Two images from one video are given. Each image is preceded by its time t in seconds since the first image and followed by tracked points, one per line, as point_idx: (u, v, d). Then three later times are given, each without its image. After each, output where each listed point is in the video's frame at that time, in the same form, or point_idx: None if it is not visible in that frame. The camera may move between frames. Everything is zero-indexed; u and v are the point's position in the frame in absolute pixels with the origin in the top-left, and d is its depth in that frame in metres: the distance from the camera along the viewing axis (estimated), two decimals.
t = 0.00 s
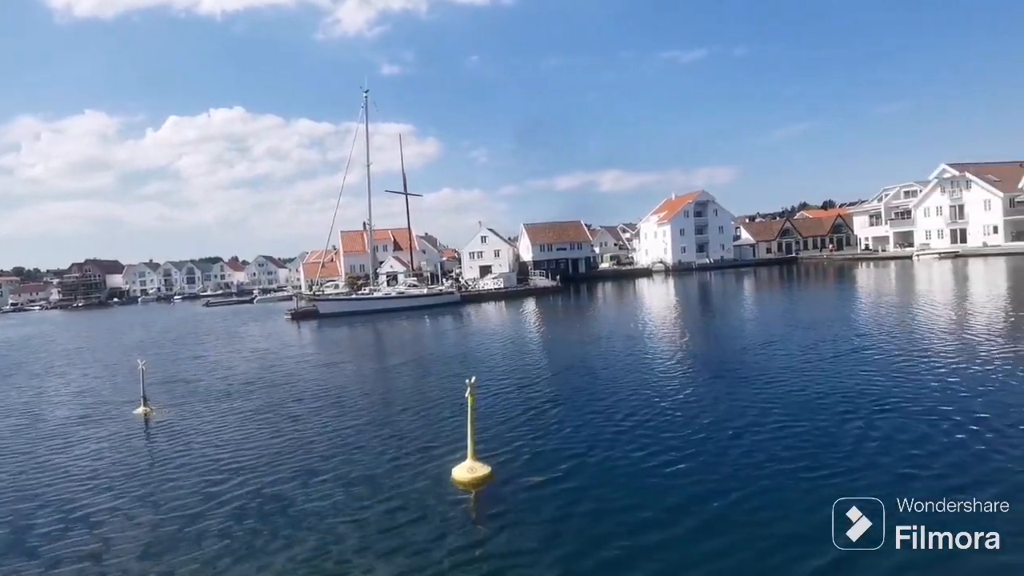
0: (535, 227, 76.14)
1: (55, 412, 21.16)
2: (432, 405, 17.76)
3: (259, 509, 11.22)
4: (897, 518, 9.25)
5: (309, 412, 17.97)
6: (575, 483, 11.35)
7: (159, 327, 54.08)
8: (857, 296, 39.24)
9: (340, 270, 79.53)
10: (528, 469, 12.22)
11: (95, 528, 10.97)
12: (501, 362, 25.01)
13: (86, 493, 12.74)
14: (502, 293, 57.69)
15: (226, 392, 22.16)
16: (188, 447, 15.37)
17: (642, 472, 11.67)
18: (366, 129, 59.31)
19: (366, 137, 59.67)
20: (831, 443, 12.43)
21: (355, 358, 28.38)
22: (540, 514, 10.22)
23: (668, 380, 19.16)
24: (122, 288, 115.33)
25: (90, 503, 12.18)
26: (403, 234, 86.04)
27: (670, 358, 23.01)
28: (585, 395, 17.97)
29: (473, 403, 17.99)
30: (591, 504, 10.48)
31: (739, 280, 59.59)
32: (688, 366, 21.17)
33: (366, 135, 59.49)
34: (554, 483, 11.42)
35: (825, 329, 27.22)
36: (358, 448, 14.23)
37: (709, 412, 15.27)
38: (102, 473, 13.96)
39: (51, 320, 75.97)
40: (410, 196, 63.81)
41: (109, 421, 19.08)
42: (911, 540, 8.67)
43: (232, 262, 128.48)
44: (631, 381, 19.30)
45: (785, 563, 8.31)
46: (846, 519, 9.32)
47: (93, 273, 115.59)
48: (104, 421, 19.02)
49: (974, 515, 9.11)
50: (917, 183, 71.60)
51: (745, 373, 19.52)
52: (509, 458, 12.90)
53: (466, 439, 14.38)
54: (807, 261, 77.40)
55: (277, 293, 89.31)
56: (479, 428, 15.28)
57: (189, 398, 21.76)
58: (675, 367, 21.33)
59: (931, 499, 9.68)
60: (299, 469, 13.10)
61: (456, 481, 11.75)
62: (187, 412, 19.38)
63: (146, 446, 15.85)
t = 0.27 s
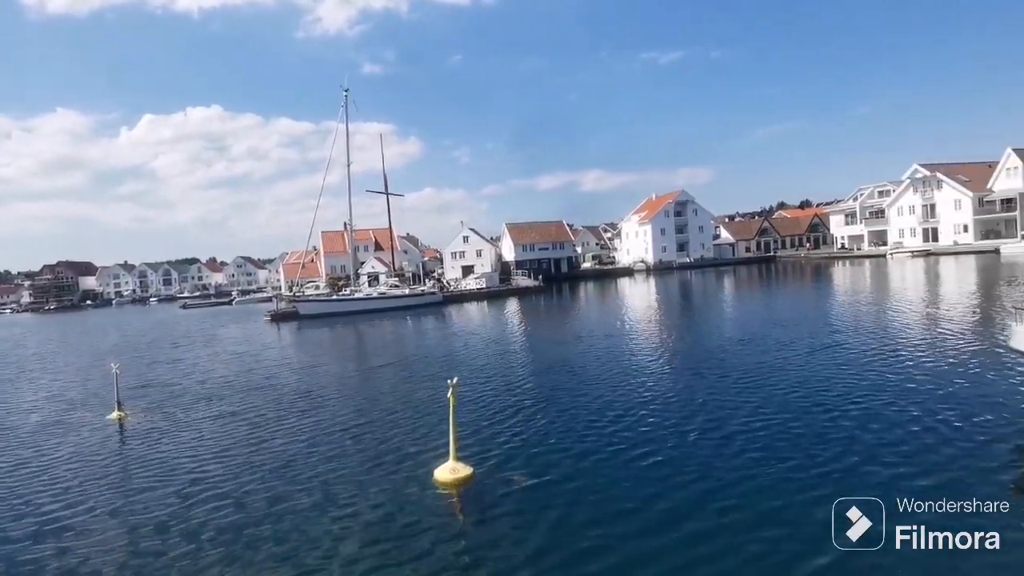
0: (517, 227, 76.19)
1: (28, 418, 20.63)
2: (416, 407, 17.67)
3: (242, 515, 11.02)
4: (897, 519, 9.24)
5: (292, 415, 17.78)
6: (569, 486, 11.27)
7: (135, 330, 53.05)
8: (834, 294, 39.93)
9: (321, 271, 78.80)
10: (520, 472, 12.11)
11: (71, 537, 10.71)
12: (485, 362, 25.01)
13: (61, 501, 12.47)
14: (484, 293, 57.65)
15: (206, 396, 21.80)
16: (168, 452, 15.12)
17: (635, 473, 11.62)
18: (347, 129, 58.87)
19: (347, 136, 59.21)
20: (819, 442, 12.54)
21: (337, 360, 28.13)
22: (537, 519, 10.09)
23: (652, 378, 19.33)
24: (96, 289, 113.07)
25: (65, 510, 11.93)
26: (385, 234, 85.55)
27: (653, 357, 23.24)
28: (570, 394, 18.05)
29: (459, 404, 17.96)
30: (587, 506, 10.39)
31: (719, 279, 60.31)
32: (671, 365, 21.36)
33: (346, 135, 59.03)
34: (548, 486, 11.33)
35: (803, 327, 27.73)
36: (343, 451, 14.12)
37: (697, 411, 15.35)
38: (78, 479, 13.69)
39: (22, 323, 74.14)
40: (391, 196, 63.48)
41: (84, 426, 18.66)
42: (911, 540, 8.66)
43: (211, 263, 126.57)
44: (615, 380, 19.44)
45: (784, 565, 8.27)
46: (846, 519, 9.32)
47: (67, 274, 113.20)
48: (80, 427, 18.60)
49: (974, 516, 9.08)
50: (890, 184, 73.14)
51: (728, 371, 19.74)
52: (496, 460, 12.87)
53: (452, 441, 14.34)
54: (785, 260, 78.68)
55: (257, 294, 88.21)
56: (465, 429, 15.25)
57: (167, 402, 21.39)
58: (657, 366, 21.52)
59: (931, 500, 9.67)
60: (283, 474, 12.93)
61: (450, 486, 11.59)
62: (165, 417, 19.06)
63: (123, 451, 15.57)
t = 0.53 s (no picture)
0: (500, 227, 76.12)
1: None
2: (399, 407, 17.50)
3: (222, 518, 10.77)
4: (897, 518, 9.24)
5: (272, 416, 17.48)
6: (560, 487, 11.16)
7: (108, 328, 51.86)
8: (811, 296, 40.57)
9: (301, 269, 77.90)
10: (511, 473, 11.98)
11: (43, 542, 10.38)
12: (466, 362, 24.89)
13: (30, 503, 12.12)
14: (467, 293, 57.48)
15: (182, 396, 21.35)
16: (143, 453, 14.78)
17: (627, 474, 11.55)
18: (329, 127, 58.35)
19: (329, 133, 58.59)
20: (807, 442, 12.61)
21: (318, 359, 27.80)
22: (530, 521, 9.95)
23: (634, 379, 19.41)
24: (68, 286, 110.51)
25: (34, 513, 11.59)
26: (367, 233, 84.90)
27: (634, 357, 23.37)
28: (553, 394, 18.04)
29: (441, 404, 17.84)
30: (581, 508, 10.28)
31: (700, 281, 60.92)
32: (652, 366, 21.47)
33: (328, 133, 58.47)
34: (539, 487, 11.22)
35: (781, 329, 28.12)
36: (325, 452, 13.92)
37: (683, 411, 15.37)
38: (48, 481, 13.32)
39: None
40: (374, 195, 63.01)
41: (55, 427, 18.15)
42: (910, 540, 8.65)
43: (188, 260, 124.44)
44: (598, 381, 19.47)
45: (783, 567, 8.21)
46: (846, 519, 9.32)
47: (38, 271, 110.56)
48: (50, 427, 18.09)
49: (974, 516, 9.08)
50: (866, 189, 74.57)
51: (709, 372, 19.88)
52: (482, 461, 12.76)
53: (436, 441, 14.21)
54: (764, 263, 79.81)
55: (235, 292, 86.90)
56: (449, 429, 15.13)
57: (142, 402, 20.93)
58: (639, 366, 21.62)
59: (930, 500, 9.67)
60: (263, 475, 12.70)
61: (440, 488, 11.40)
62: (139, 417, 18.65)
63: (94, 452, 15.18)
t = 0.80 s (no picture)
0: (485, 227, 76.04)
1: None
2: (383, 406, 17.38)
3: (208, 516, 10.61)
4: (897, 518, 9.35)
5: (254, 414, 17.25)
6: (553, 488, 11.15)
7: (83, 323, 50.75)
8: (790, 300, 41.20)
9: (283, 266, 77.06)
10: (503, 473, 11.94)
11: (19, 541, 10.14)
12: (449, 361, 24.81)
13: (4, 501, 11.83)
14: (450, 292, 57.35)
15: (160, 394, 20.95)
16: (120, 450, 14.51)
17: (620, 474, 11.57)
18: (313, 122, 57.67)
19: (313, 129, 58.01)
20: (795, 442, 12.76)
21: (299, 357, 27.53)
22: (527, 522, 9.91)
23: (618, 380, 19.54)
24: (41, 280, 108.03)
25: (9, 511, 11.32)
26: (350, 230, 84.23)
27: (617, 358, 23.50)
28: (538, 394, 18.08)
29: (424, 403, 17.77)
30: (576, 508, 10.27)
31: (683, 283, 61.53)
32: (635, 366, 21.61)
33: (312, 128, 57.76)
34: (532, 488, 11.20)
35: (761, 331, 28.53)
36: (309, 450, 13.78)
37: (670, 412, 15.49)
38: (21, 479, 13.00)
39: None
40: (358, 192, 62.49)
41: (27, 424, 17.70)
42: (910, 540, 8.75)
43: (166, 255, 122.35)
44: (582, 381, 19.55)
45: (782, 567, 8.28)
46: (846, 519, 9.42)
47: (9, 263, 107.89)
48: (22, 425, 17.63)
49: (972, 516, 9.21)
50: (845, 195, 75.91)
51: (692, 373, 20.09)
52: (470, 460, 12.72)
53: (422, 440, 14.14)
54: (745, 266, 80.82)
55: (215, 289, 85.63)
56: (434, 429, 15.08)
57: (118, 399, 20.53)
58: (622, 367, 21.74)
59: (930, 500, 9.79)
60: (247, 474, 12.53)
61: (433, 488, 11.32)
62: (116, 414, 18.29)
63: (69, 450, 14.87)
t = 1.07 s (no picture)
0: (471, 226, 75.88)
1: None
2: (368, 408, 17.24)
3: (193, 521, 10.44)
4: (897, 518, 9.37)
5: (238, 416, 17.02)
6: (547, 490, 11.08)
7: (60, 323, 49.73)
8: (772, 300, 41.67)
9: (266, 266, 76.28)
10: (497, 475, 11.84)
11: None
12: (435, 362, 24.71)
13: None
14: (435, 293, 57.14)
15: (141, 396, 20.57)
16: (98, 454, 14.24)
17: (612, 476, 11.53)
18: (297, 120, 57.07)
19: (297, 127, 57.46)
20: (785, 443, 12.82)
21: (283, 358, 27.23)
22: (521, 525, 9.81)
23: (604, 380, 19.59)
24: (17, 280, 105.83)
25: None
26: (335, 230, 83.62)
27: (602, 358, 23.57)
28: (524, 395, 18.05)
29: (409, 405, 17.65)
30: (571, 511, 10.20)
31: (667, 284, 61.93)
32: (619, 367, 21.68)
33: (296, 126, 57.15)
34: (525, 490, 11.11)
35: (744, 332, 28.82)
36: (295, 453, 13.61)
37: (658, 412, 15.51)
38: None
39: None
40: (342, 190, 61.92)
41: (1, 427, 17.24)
42: (910, 540, 8.77)
43: (146, 254, 120.60)
44: (568, 381, 19.57)
45: (781, 569, 8.26)
46: (846, 520, 9.43)
47: None
48: None
49: (973, 517, 9.24)
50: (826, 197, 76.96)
51: (677, 373, 20.20)
52: (459, 462, 12.63)
53: (409, 442, 14.03)
54: (728, 267, 81.60)
55: (196, 288, 84.51)
56: (421, 430, 14.97)
57: (96, 401, 20.11)
58: (606, 367, 21.81)
59: (930, 500, 9.84)
60: (231, 477, 12.34)
61: (426, 491, 11.18)
62: (94, 416, 17.94)
63: (46, 453, 14.56)
